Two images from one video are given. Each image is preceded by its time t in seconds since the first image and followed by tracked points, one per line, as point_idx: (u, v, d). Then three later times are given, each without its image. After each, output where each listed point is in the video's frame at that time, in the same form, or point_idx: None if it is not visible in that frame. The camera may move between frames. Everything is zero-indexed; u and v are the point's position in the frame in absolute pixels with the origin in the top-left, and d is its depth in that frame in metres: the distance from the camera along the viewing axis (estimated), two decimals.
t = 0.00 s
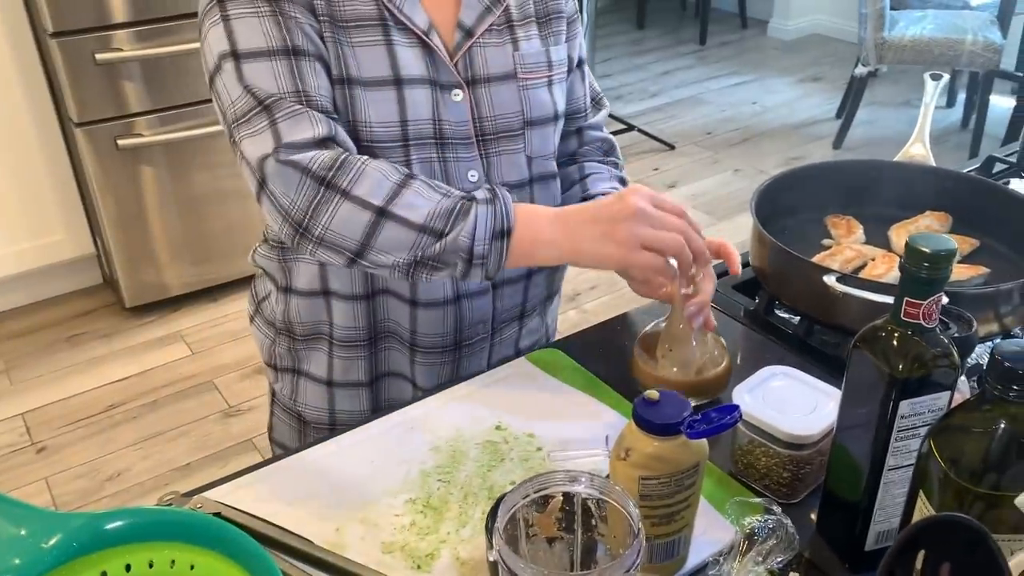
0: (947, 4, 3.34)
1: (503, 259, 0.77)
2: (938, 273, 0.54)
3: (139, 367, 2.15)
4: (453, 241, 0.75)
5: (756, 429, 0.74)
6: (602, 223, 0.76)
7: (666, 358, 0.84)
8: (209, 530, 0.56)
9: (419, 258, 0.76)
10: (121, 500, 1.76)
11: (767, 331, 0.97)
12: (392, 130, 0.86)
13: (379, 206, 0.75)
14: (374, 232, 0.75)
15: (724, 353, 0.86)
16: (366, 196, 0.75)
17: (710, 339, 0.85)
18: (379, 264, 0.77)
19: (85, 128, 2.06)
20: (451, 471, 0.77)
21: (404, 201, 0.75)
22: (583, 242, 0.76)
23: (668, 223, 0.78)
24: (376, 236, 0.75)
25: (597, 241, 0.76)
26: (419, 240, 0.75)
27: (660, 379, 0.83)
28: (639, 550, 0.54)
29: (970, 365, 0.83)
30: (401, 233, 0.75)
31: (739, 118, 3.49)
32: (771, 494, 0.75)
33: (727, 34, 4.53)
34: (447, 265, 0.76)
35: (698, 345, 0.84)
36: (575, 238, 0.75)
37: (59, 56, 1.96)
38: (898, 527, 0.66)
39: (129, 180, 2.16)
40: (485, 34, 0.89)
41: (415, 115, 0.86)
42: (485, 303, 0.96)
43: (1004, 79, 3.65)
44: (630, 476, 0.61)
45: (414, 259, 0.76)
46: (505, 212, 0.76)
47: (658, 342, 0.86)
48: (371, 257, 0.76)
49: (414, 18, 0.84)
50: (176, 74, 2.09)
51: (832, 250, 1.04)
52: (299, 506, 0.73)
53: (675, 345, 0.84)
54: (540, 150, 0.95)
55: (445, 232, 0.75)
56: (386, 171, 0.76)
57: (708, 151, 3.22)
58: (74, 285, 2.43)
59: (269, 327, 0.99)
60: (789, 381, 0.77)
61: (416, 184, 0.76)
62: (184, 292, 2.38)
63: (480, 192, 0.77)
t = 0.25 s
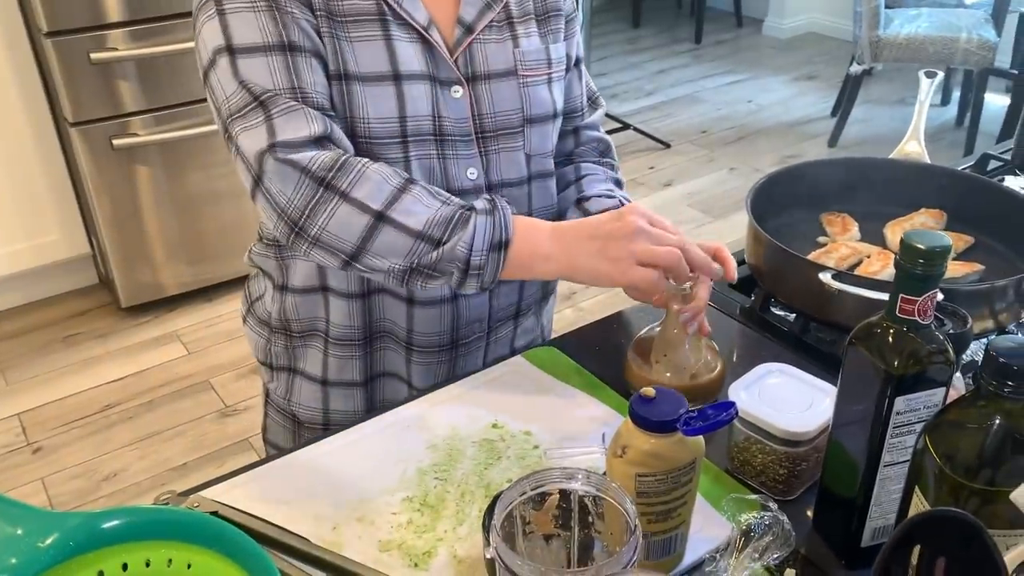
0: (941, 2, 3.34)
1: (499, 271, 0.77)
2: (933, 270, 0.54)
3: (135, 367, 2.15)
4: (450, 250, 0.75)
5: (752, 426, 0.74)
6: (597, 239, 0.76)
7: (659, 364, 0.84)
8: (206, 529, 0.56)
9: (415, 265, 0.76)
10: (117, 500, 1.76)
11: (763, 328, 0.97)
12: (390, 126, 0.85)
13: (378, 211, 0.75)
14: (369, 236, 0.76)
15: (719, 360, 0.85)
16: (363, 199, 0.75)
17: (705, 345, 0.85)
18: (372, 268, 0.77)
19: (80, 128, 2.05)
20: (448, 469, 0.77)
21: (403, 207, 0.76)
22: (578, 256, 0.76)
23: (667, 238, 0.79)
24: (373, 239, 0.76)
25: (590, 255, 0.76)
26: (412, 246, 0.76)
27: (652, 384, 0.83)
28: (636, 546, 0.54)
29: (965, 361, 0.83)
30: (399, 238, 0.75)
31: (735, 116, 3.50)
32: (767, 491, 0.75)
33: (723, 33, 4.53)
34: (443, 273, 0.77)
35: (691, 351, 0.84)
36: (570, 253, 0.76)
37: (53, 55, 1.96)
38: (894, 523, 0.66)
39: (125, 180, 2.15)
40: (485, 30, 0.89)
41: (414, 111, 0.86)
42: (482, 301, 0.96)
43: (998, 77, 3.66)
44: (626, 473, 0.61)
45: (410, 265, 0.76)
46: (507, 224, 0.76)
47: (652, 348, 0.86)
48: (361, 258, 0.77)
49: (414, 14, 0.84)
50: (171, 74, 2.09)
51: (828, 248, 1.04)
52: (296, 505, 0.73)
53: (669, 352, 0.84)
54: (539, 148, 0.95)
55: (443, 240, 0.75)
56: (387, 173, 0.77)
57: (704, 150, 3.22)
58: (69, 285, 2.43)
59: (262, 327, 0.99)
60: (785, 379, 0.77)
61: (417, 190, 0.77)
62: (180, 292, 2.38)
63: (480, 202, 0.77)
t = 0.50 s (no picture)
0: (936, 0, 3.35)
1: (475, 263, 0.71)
2: (927, 267, 0.54)
3: (130, 367, 2.14)
4: (429, 251, 0.71)
5: (748, 424, 0.74)
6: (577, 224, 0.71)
7: (656, 368, 0.83)
8: (201, 528, 0.56)
9: (396, 269, 0.72)
10: (112, 500, 1.76)
11: (757, 326, 0.97)
12: (382, 130, 0.85)
13: (353, 218, 0.71)
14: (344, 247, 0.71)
15: (716, 363, 0.84)
16: (339, 207, 0.71)
17: (702, 349, 0.84)
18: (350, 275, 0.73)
19: (74, 127, 2.05)
20: (443, 467, 0.77)
21: (378, 211, 0.71)
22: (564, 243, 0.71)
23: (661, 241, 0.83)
24: (351, 249, 0.71)
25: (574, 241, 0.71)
26: (389, 253, 0.71)
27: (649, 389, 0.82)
28: (631, 544, 0.54)
29: (959, 359, 0.83)
30: (375, 245, 0.71)
31: (731, 115, 3.50)
32: (762, 488, 0.75)
33: (718, 31, 4.53)
34: (424, 274, 0.72)
35: (689, 354, 0.83)
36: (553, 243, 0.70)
37: (47, 54, 1.95)
38: (889, 520, 0.66)
39: (119, 179, 2.15)
40: (478, 30, 0.88)
41: (406, 114, 0.85)
42: (476, 303, 0.96)
43: (993, 75, 3.67)
44: (621, 471, 0.61)
45: (391, 270, 0.72)
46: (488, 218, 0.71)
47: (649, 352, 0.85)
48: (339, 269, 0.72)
49: (405, 15, 0.83)
50: (165, 73, 2.08)
51: (823, 246, 1.04)
52: (291, 505, 0.73)
53: (666, 356, 0.83)
54: (531, 147, 0.95)
55: (421, 241, 0.71)
56: (361, 179, 0.73)
57: (700, 148, 3.22)
58: (64, 285, 2.42)
59: (252, 334, 0.98)
60: (780, 376, 0.77)
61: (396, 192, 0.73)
62: (175, 291, 2.38)
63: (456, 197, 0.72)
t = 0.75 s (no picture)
0: None
1: (346, 128, 0.63)
2: (924, 265, 0.54)
3: (124, 366, 2.14)
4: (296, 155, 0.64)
5: (744, 422, 0.74)
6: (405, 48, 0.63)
7: (654, 369, 0.83)
8: (195, 528, 0.55)
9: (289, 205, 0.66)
10: (106, 500, 1.75)
11: (753, 324, 0.97)
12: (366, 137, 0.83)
13: (230, 176, 0.66)
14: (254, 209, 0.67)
15: (713, 362, 0.84)
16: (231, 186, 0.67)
17: (699, 348, 0.84)
18: (273, 225, 0.68)
19: (67, 125, 2.04)
20: (439, 466, 0.77)
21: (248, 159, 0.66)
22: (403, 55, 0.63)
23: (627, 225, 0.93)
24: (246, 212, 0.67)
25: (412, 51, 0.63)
26: (295, 177, 0.66)
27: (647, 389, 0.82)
28: (628, 542, 0.54)
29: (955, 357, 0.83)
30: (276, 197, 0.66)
31: (726, 113, 3.50)
32: (758, 487, 0.75)
33: (713, 30, 4.54)
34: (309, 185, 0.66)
35: (685, 353, 0.83)
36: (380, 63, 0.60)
37: (41, 53, 1.95)
38: (886, 518, 0.66)
39: (113, 178, 2.14)
40: (464, 28, 0.86)
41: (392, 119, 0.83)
42: (473, 305, 0.95)
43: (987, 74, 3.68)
44: (618, 470, 0.61)
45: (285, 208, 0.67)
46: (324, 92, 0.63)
47: (647, 351, 0.84)
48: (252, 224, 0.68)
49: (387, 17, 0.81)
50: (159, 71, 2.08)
51: (818, 243, 1.04)
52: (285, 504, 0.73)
53: (663, 355, 0.83)
54: (520, 145, 0.93)
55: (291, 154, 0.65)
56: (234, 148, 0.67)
57: (695, 147, 3.22)
58: (57, 283, 2.41)
59: (241, 350, 0.96)
60: (776, 373, 0.77)
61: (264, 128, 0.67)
62: (169, 290, 2.37)
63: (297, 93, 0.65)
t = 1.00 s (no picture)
0: None
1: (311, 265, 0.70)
2: (923, 260, 0.54)
3: (119, 363, 2.13)
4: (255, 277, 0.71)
5: (742, 418, 0.74)
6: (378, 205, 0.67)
7: (651, 365, 0.83)
8: (192, 526, 0.55)
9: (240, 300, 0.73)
10: (101, 498, 1.74)
11: (750, 320, 0.97)
12: (348, 142, 0.81)
13: (179, 257, 0.71)
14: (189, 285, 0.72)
15: (710, 358, 0.84)
16: (165, 250, 0.71)
17: (696, 345, 0.84)
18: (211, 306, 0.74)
19: (61, 122, 2.03)
20: (436, 463, 0.77)
21: (200, 248, 0.71)
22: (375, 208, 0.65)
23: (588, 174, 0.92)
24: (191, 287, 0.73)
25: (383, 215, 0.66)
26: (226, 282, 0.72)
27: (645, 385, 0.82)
28: (626, 540, 0.54)
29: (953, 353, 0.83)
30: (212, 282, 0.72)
31: (722, 110, 3.50)
32: (756, 483, 0.75)
33: (709, 27, 4.53)
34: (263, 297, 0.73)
35: (683, 349, 0.82)
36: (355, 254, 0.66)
37: (35, 48, 1.93)
38: (885, 514, 0.66)
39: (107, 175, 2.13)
40: (445, 23, 0.85)
41: (374, 122, 0.82)
42: (470, 304, 0.95)
43: (982, 71, 3.68)
44: (616, 466, 0.61)
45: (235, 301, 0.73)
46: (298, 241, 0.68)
47: (645, 347, 0.84)
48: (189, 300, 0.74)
49: (363, 18, 0.80)
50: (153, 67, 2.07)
51: (815, 240, 1.04)
52: (282, 501, 0.72)
53: (661, 351, 0.83)
54: (507, 139, 0.93)
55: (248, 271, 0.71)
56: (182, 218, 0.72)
57: (691, 144, 3.22)
58: (52, 281, 2.40)
59: (230, 365, 0.95)
60: (773, 370, 0.77)
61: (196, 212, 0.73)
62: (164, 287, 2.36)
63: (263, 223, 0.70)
